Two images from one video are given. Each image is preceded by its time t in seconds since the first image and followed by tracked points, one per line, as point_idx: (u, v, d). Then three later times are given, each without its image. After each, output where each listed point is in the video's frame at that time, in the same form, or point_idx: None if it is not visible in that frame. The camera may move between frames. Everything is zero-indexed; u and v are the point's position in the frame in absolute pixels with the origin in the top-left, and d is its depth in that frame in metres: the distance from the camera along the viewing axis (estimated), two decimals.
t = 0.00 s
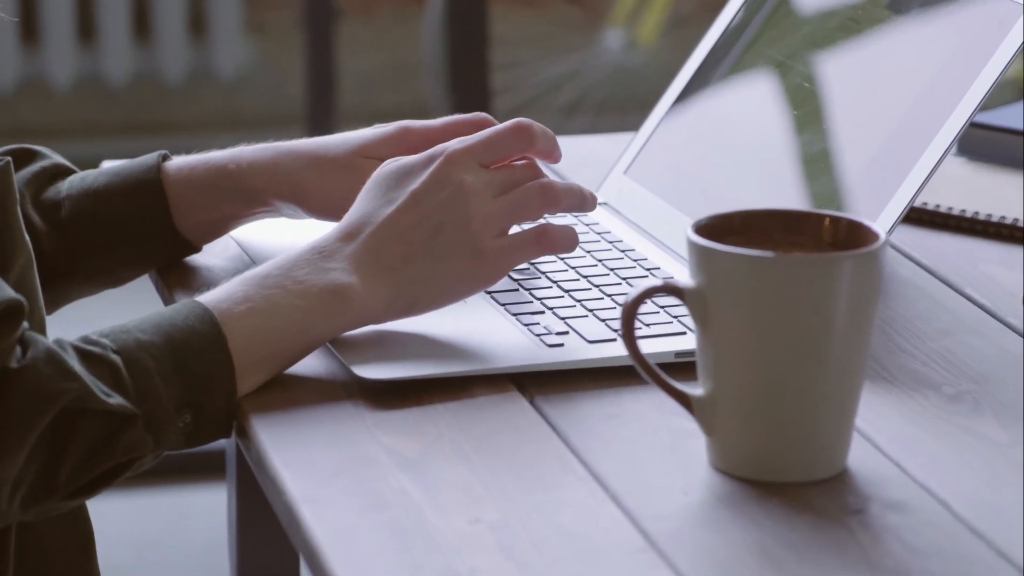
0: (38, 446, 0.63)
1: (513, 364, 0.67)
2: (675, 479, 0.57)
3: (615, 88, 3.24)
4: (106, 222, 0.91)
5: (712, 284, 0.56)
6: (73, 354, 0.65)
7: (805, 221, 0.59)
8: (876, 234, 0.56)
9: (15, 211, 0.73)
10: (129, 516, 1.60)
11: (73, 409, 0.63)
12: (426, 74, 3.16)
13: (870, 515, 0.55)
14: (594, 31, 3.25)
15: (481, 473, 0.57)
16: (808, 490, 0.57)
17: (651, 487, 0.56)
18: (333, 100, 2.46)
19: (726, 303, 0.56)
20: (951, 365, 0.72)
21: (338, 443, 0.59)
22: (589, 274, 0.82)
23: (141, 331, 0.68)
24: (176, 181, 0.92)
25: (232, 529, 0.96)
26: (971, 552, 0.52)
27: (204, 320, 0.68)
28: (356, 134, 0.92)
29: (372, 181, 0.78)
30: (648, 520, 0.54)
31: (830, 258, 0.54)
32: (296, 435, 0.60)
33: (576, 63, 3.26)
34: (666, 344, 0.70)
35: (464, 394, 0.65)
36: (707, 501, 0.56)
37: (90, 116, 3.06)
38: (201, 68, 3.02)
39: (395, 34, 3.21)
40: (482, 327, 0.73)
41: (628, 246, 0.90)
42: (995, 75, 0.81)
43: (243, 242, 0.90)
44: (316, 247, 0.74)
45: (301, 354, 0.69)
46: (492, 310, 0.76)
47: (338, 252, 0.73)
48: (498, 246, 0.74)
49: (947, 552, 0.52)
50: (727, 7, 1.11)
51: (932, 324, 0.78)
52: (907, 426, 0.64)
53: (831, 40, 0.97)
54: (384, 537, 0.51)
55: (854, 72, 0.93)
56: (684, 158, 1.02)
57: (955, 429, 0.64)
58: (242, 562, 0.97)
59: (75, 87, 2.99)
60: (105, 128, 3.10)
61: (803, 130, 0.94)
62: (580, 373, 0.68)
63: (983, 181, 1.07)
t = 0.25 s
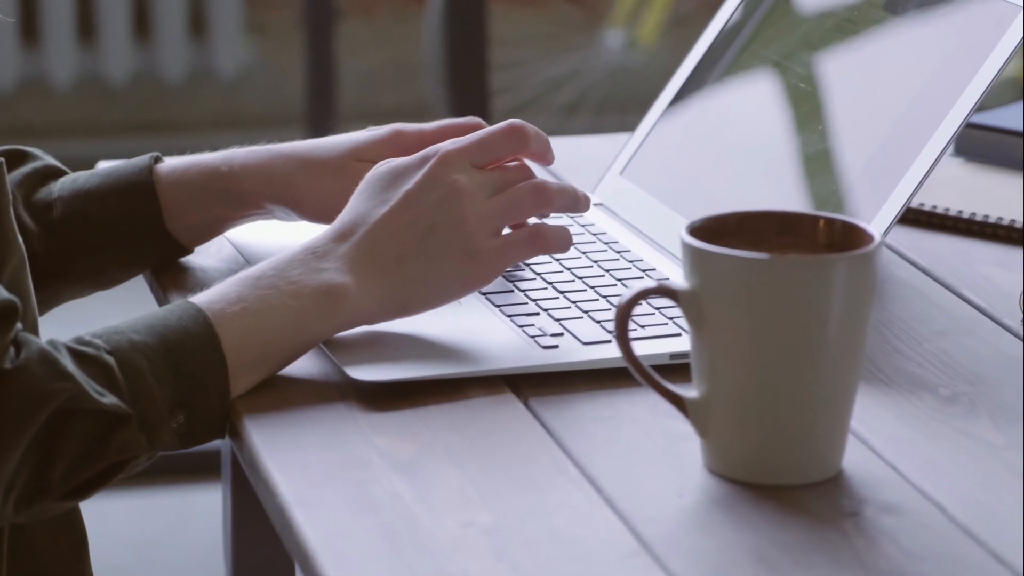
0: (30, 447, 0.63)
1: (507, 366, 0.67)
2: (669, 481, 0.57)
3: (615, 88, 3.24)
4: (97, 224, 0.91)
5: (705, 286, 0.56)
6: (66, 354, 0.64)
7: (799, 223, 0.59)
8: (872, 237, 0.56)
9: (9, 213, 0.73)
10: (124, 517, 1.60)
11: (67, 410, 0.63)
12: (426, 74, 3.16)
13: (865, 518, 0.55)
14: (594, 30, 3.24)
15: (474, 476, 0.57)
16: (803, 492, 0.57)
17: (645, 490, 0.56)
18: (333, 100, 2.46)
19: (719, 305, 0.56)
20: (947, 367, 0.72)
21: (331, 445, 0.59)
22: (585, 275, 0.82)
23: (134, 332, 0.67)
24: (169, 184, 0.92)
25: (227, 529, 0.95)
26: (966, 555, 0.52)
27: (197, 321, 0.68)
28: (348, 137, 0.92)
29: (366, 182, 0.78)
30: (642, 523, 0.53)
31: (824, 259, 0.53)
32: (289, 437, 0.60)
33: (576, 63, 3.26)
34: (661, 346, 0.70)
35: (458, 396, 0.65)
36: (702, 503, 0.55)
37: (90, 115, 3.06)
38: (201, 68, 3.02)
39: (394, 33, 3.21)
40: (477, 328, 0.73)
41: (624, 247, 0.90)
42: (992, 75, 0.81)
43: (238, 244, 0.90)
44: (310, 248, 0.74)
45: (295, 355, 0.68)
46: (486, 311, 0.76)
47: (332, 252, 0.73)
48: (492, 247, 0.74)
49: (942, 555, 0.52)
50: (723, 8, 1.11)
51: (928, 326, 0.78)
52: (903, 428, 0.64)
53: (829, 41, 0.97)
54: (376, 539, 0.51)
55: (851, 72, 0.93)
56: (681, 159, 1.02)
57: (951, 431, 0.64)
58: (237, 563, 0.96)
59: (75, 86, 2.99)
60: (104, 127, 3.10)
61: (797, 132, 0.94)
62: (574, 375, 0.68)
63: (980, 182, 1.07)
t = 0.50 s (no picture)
0: (26, 445, 0.63)
1: (501, 368, 0.66)
2: (663, 484, 0.57)
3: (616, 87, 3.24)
4: (91, 226, 0.90)
5: (699, 288, 0.56)
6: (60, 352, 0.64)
7: (793, 224, 0.59)
8: (866, 238, 0.56)
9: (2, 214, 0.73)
10: (121, 517, 1.60)
11: (61, 407, 0.63)
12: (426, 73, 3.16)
13: (859, 520, 0.55)
14: (595, 30, 3.24)
15: (467, 479, 0.56)
16: (797, 495, 0.57)
17: (639, 492, 0.56)
18: (333, 99, 2.45)
19: (713, 307, 0.55)
20: (943, 369, 0.72)
21: (324, 448, 0.59)
22: (579, 277, 0.82)
23: (127, 330, 0.67)
24: (163, 184, 0.92)
25: (223, 530, 0.95)
26: (961, 558, 0.52)
27: (190, 319, 0.68)
28: (344, 145, 0.91)
29: (359, 184, 0.78)
30: (635, 526, 0.53)
31: (818, 262, 0.53)
32: (282, 439, 0.60)
33: (577, 62, 3.26)
34: (655, 348, 0.70)
35: (452, 398, 0.65)
36: (695, 506, 0.55)
37: (89, 115, 3.06)
38: (201, 68, 3.02)
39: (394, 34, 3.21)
40: (472, 330, 0.73)
41: (619, 249, 0.90)
42: (990, 75, 0.81)
43: (231, 247, 0.90)
44: (302, 245, 0.73)
45: (287, 354, 0.68)
46: (480, 312, 0.76)
47: (324, 250, 0.73)
48: (483, 246, 0.74)
49: (935, 558, 0.52)
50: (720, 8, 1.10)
51: (924, 327, 0.78)
52: (897, 430, 0.64)
53: (826, 41, 0.96)
54: (369, 542, 0.51)
55: (848, 72, 0.92)
56: (676, 161, 1.02)
57: (946, 434, 0.64)
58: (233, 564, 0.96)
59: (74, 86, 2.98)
60: (103, 127, 3.09)
61: (794, 133, 0.94)
62: (568, 377, 0.68)
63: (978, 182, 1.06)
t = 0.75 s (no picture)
0: (24, 445, 0.63)
1: (498, 372, 0.66)
2: (659, 489, 0.57)
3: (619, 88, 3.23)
4: (88, 230, 0.91)
5: (695, 292, 0.56)
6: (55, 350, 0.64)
7: (791, 227, 0.59)
8: (863, 241, 0.56)
9: None
10: (118, 519, 1.60)
11: (59, 405, 0.63)
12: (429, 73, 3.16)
13: (855, 525, 0.54)
14: (599, 30, 3.24)
15: (463, 483, 0.56)
16: (793, 499, 0.57)
17: (635, 497, 0.56)
18: (335, 99, 2.45)
19: (709, 311, 0.55)
20: (942, 373, 0.72)
21: (319, 452, 0.59)
22: (577, 281, 0.82)
23: (122, 329, 0.67)
24: (159, 189, 0.92)
25: (221, 533, 0.95)
26: (957, 563, 0.52)
27: (185, 319, 0.68)
28: (334, 141, 0.91)
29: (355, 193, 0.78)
30: (630, 531, 0.53)
31: (815, 266, 0.53)
32: (277, 443, 0.60)
33: (580, 63, 3.26)
34: (653, 352, 0.69)
35: (448, 402, 0.65)
36: (691, 511, 0.55)
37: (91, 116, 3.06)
38: (203, 68, 3.02)
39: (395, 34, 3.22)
40: (469, 333, 0.72)
41: (617, 252, 0.89)
42: (989, 77, 0.81)
43: (229, 249, 0.90)
44: (297, 245, 0.73)
45: (281, 356, 0.68)
46: (477, 315, 0.76)
47: (319, 250, 0.73)
48: (479, 253, 0.74)
49: (932, 563, 0.52)
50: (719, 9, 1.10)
51: (923, 331, 0.77)
52: (895, 434, 0.64)
53: (826, 43, 0.96)
54: (363, 546, 0.51)
55: (847, 75, 0.92)
56: (675, 163, 1.02)
57: (944, 438, 0.64)
58: (230, 567, 0.96)
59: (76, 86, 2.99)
60: (105, 128, 3.10)
61: (794, 136, 0.94)
62: (565, 381, 0.68)
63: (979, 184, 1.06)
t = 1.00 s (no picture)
0: (22, 447, 0.63)
1: (498, 376, 0.66)
2: (659, 495, 0.56)
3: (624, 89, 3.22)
4: (86, 234, 0.91)
5: (695, 296, 0.55)
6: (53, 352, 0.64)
7: (791, 231, 0.58)
8: (864, 245, 0.56)
9: None
10: (118, 520, 1.59)
11: (57, 407, 0.63)
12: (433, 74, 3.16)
13: (856, 531, 0.54)
14: (604, 31, 3.24)
15: (461, 488, 0.56)
16: (794, 505, 0.56)
17: (634, 502, 0.56)
18: (340, 99, 2.45)
19: (709, 315, 0.55)
20: (943, 377, 0.71)
21: (317, 456, 0.58)
22: (578, 284, 0.81)
23: (120, 332, 0.67)
24: (158, 194, 0.92)
25: (221, 535, 0.95)
26: (959, 570, 0.51)
27: (184, 321, 0.68)
28: (320, 133, 0.94)
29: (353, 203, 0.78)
30: (629, 536, 0.53)
31: (816, 270, 0.53)
32: (275, 448, 0.59)
33: (586, 64, 3.26)
34: (653, 356, 0.69)
35: (447, 406, 0.64)
36: (691, 517, 0.55)
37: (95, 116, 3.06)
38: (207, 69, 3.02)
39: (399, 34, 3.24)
40: (469, 336, 0.72)
41: (618, 255, 0.89)
42: (991, 80, 0.80)
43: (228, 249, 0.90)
44: (295, 248, 0.73)
45: (281, 359, 0.68)
46: (477, 318, 0.75)
47: (319, 254, 0.73)
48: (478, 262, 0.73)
49: (933, 570, 0.51)
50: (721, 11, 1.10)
51: (925, 335, 0.77)
52: (896, 440, 0.63)
53: (829, 45, 0.96)
54: (361, 550, 0.51)
55: (849, 79, 0.92)
56: (678, 166, 1.01)
57: (946, 443, 0.64)
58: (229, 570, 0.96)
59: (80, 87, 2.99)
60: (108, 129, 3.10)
61: (796, 138, 0.94)
62: (565, 385, 0.67)
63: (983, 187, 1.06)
